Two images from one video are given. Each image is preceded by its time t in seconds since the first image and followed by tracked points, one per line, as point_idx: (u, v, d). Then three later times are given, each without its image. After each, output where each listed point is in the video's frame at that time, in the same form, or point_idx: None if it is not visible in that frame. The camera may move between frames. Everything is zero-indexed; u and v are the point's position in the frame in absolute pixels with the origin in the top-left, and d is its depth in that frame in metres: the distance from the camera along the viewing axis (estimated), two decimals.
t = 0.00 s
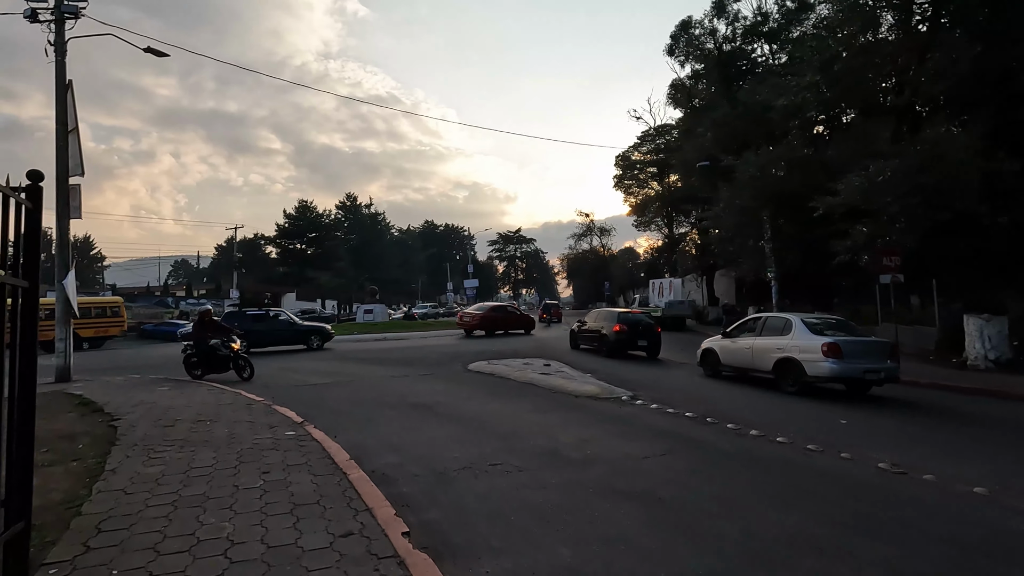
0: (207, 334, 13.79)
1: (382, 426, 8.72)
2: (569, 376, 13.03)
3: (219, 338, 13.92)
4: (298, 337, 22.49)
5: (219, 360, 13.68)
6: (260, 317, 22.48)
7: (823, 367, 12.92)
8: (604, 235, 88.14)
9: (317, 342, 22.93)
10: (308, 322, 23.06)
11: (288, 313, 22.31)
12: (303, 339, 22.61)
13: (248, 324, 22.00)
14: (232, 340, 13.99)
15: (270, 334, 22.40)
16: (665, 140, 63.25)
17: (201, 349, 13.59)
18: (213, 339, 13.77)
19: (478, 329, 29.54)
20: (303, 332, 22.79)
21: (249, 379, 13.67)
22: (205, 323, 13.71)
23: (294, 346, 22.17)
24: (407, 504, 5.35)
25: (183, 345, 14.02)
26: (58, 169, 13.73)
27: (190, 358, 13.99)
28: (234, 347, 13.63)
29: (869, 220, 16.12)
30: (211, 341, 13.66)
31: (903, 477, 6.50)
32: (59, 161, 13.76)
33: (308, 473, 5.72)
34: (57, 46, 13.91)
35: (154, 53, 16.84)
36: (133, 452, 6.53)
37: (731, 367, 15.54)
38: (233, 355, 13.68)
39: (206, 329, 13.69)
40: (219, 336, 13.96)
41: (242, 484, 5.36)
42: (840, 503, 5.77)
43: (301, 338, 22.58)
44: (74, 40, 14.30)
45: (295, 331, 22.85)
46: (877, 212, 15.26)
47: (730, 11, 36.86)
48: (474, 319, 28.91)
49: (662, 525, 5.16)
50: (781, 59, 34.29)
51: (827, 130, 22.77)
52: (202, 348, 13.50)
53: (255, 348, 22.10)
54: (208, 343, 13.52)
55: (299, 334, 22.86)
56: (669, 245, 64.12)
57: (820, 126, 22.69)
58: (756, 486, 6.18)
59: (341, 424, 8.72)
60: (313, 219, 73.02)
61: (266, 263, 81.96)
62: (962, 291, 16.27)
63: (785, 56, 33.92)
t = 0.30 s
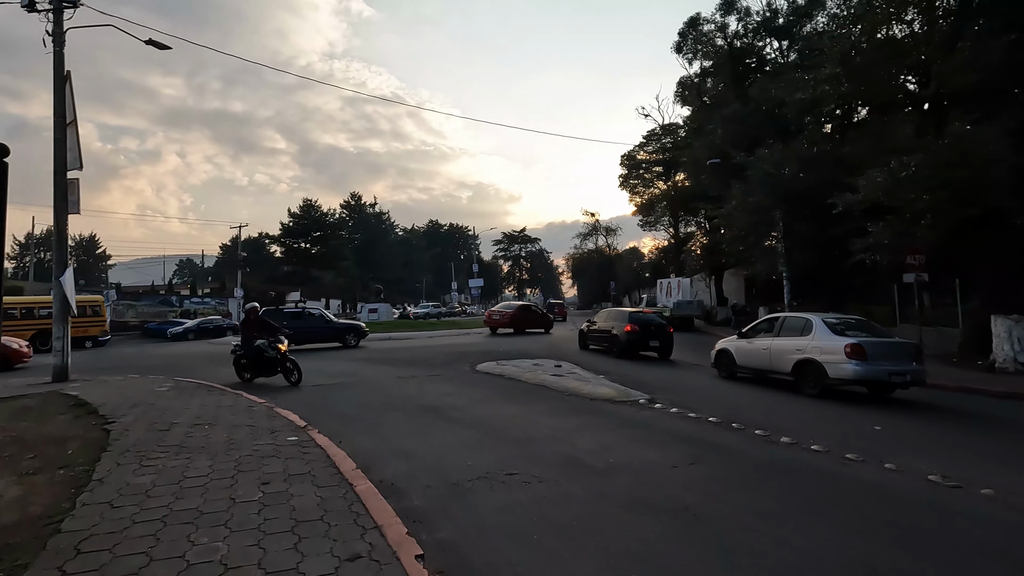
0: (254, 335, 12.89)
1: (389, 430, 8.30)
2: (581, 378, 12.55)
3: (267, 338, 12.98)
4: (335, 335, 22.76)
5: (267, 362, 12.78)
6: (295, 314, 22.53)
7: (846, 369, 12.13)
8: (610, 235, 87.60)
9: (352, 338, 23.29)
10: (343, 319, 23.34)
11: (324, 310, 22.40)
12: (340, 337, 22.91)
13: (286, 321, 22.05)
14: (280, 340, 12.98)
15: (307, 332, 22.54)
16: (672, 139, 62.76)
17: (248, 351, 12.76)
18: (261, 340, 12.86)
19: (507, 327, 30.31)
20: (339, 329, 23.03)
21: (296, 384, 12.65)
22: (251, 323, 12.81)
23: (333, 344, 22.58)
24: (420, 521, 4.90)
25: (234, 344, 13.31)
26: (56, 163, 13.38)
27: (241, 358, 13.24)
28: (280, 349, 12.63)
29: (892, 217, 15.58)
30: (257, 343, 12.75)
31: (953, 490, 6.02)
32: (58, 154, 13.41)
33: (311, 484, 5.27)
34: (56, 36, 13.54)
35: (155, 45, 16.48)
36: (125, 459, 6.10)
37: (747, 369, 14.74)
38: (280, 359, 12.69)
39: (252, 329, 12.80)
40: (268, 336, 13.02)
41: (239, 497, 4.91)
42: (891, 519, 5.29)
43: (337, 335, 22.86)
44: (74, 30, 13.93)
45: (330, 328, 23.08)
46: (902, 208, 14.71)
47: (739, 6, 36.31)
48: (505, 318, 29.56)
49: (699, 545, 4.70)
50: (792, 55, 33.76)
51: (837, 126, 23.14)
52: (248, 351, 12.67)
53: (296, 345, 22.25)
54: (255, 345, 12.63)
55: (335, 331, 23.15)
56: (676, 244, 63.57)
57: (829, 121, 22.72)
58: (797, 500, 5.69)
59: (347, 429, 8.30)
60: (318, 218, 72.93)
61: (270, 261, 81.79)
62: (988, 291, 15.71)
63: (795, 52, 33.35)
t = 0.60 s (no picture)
0: (303, 337, 11.51)
1: (397, 436, 7.91)
2: (593, 380, 12.14)
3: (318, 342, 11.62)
4: (368, 333, 22.58)
5: (316, 368, 11.33)
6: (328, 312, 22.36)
7: (868, 371, 11.53)
8: (612, 234, 87.24)
9: (386, 337, 23.12)
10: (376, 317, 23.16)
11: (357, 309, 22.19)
12: (374, 335, 22.73)
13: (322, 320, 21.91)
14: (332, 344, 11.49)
15: (342, 330, 22.44)
16: (675, 138, 62.37)
17: (296, 355, 11.43)
18: (311, 343, 11.51)
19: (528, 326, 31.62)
20: (372, 327, 22.90)
21: (346, 395, 11.09)
22: (300, 324, 11.56)
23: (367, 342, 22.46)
24: (433, 541, 4.49)
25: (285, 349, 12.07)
26: (52, 158, 13.02)
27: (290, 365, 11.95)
28: (329, 352, 11.18)
29: (912, 214, 15.17)
30: (307, 346, 11.34)
31: (1004, 504, 5.59)
32: (53, 148, 13.03)
33: (315, 499, 4.86)
34: (52, 27, 13.17)
35: (154, 38, 16.12)
36: (116, 469, 5.71)
37: (762, 371, 13.90)
38: (329, 364, 11.21)
39: (300, 331, 11.52)
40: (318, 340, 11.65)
41: (237, 514, 4.51)
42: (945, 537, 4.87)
43: (370, 334, 22.72)
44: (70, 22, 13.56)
45: (364, 326, 22.93)
46: (923, 205, 14.31)
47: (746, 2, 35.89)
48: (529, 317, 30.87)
49: (740, 566, 4.29)
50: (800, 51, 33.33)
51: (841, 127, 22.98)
52: (296, 354, 11.36)
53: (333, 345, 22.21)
54: (303, 348, 11.24)
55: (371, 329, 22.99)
56: (680, 244, 63.16)
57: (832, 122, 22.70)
58: (838, 516, 5.28)
59: (352, 434, 7.91)
60: (320, 217, 72.66)
61: (272, 260, 81.56)
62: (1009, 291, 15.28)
63: (804, 48, 32.91)
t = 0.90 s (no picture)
0: (360, 340, 9.82)
1: (408, 441, 7.49)
2: (609, 381, 11.69)
3: (377, 343, 9.90)
4: (406, 330, 22.17)
5: (376, 377, 9.64)
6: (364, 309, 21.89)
7: (895, 374, 10.68)
8: (618, 232, 86.61)
9: (424, 334, 22.79)
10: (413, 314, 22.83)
11: (396, 307, 21.68)
12: (411, 332, 22.38)
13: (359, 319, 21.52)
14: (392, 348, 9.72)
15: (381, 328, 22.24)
16: (683, 135, 61.75)
17: (353, 361, 9.77)
18: (369, 346, 9.78)
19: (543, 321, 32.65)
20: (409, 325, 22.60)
21: (411, 410, 9.36)
22: (356, 325, 9.81)
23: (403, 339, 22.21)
24: (453, 564, 4.07)
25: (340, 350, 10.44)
26: (51, 151, 12.67)
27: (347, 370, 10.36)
28: (390, 358, 9.44)
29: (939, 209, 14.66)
30: (364, 351, 9.64)
31: None
32: (53, 142, 12.67)
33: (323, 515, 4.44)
34: (51, 17, 12.80)
35: (156, 29, 15.74)
36: (109, 478, 5.30)
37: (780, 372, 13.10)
38: (391, 372, 9.49)
39: (356, 333, 9.79)
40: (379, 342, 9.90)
41: (237, 532, 4.10)
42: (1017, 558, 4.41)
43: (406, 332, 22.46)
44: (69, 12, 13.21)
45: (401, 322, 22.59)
46: (951, 200, 13.81)
47: None
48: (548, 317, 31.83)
49: None
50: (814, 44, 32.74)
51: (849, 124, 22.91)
52: (354, 361, 9.70)
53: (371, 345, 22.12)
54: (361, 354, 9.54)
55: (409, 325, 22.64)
56: (687, 242, 62.53)
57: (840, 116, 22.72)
58: (894, 533, 4.82)
59: (361, 439, 7.50)
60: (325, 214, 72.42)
61: (277, 258, 81.40)
62: None
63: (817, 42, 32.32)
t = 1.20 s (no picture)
0: (429, 349, 8.04)
1: (416, 449, 7.09)
2: (623, 384, 11.24)
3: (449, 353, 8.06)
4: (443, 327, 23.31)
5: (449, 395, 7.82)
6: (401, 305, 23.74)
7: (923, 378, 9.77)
8: (626, 231, 86.16)
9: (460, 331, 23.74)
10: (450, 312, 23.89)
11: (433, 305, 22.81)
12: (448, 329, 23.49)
13: (395, 314, 23.36)
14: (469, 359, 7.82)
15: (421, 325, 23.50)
16: (691, 133, 61.22)
17: (422, 374, 8.00)
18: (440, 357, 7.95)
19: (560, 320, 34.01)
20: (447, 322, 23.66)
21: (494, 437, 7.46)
22: (424, 331, 8.06)
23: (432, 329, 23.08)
24: None
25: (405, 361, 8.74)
26: (51, 145, 12.39)
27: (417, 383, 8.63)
28: (466, 373, 7.49)
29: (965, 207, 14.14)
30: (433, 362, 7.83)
31: None
32: (54, 136, 12.39)
33: (325, 535, 4.08)
34: (52, 7, 12.51)
35: (160, 22, 15.46)
36: (97, 489, 4.97)
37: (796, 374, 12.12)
38: (467, 390, 7.57)
39: (425, 342, 8.03)
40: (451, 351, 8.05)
41: (230, 555, 3.73)
42: None
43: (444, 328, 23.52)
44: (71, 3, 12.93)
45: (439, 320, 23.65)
46: (978, 198, 13.31)
47: None
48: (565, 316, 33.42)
49: None
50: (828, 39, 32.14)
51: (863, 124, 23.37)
52: (423, 375, 7.91)
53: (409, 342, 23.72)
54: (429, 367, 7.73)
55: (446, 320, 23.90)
56: (695, 241, 61.99)
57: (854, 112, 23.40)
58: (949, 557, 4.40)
59: (366, 447, 7.12)
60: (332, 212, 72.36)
61: (284, 256, 81.49)
62: None
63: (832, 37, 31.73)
